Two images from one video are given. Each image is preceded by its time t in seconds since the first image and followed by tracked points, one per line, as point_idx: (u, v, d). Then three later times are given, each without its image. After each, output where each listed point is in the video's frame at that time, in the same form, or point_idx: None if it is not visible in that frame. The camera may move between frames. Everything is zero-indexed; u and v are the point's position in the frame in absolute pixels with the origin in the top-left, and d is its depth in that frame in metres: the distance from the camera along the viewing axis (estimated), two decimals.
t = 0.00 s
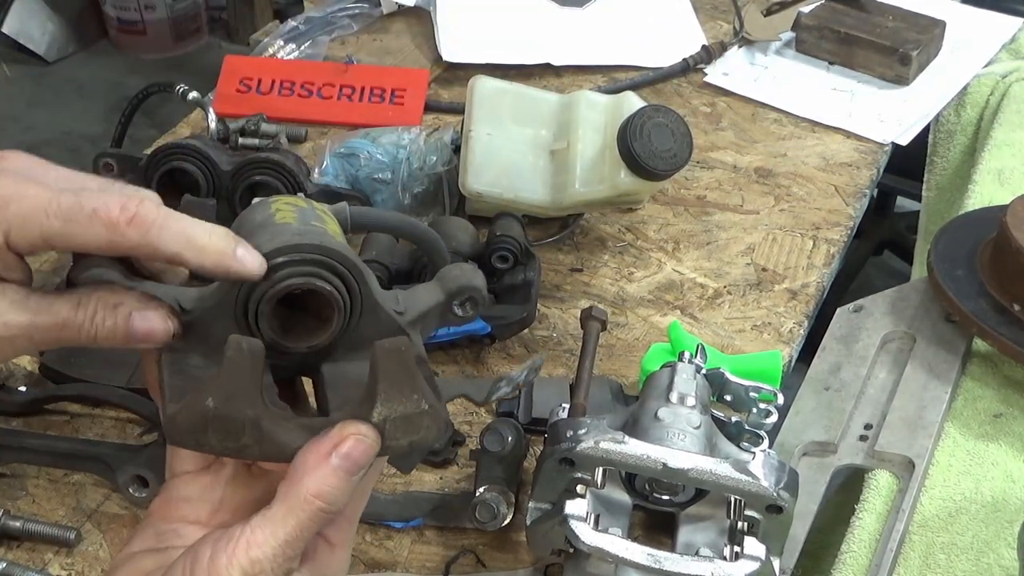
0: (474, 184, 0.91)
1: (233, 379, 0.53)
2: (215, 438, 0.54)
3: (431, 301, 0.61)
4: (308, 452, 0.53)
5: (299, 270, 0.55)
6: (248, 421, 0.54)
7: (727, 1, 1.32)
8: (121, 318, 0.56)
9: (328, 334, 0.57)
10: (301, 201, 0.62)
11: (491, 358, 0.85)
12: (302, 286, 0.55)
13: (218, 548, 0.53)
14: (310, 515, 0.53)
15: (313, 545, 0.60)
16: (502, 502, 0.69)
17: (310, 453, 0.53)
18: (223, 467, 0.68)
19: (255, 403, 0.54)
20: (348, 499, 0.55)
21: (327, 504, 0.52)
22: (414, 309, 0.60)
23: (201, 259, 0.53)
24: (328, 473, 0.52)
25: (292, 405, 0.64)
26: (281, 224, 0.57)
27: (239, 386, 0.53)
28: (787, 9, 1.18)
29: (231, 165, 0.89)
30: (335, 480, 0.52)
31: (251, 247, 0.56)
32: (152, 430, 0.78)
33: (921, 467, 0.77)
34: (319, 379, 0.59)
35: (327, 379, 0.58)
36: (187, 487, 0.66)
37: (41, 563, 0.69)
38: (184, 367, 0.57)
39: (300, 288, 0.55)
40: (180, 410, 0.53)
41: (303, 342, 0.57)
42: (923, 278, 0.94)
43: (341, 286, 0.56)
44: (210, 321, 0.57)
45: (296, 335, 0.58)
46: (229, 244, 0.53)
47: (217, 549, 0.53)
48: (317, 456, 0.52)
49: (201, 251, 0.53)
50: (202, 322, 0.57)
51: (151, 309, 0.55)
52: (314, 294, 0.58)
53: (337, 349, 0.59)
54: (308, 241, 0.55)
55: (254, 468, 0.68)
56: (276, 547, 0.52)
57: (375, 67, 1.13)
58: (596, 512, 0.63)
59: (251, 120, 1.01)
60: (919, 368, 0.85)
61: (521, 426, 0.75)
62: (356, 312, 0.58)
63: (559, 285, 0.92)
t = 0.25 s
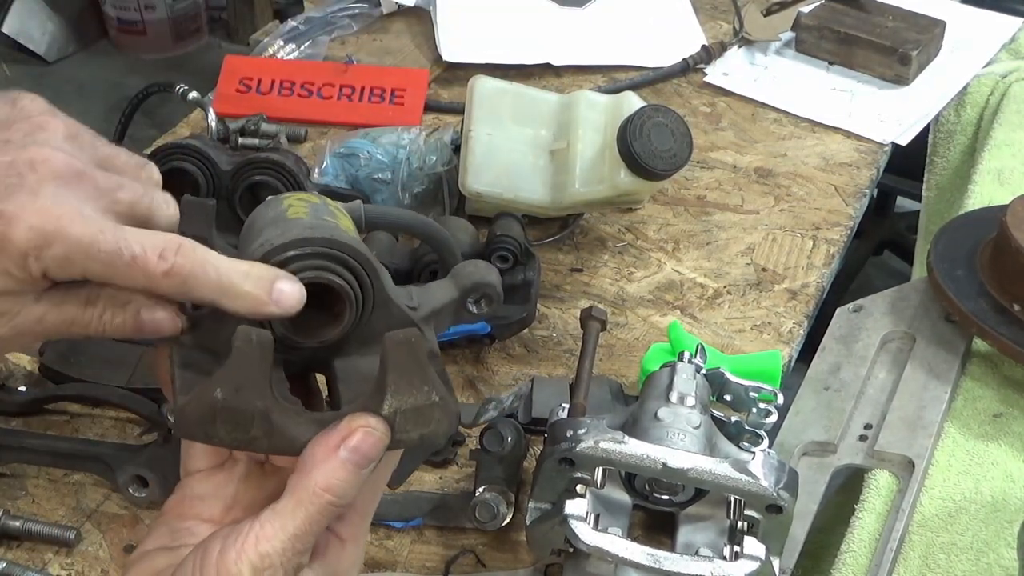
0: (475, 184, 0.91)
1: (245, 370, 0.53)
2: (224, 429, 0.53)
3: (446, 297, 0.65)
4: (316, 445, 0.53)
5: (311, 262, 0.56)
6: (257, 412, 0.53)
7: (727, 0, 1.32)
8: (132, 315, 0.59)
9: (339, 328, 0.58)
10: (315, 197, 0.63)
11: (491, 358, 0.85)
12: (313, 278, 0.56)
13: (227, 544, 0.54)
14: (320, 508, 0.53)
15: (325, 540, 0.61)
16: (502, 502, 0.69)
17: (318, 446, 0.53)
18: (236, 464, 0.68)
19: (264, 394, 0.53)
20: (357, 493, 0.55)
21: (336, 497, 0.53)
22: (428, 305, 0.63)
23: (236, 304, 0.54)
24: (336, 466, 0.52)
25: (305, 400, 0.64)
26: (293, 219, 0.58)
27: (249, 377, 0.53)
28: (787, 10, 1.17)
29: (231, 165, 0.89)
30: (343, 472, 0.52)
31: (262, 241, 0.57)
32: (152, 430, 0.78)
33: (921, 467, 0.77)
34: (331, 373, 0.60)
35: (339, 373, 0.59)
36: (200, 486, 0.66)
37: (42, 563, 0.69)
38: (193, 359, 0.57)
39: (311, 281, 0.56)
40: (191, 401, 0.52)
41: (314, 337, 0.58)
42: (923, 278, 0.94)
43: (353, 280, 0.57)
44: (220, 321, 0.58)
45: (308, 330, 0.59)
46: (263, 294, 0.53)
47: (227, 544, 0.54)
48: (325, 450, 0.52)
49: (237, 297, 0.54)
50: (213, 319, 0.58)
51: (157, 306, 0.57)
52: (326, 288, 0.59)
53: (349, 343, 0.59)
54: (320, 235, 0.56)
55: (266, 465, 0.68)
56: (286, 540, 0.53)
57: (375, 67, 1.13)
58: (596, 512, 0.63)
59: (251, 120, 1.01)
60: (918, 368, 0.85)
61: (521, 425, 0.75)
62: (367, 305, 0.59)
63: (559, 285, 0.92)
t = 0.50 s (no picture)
0: (474, 184, 0.91)
1: (233, 349, 0.52)
2: (211, 406, 0.52)
3: (444, 291, 0.64)
4: (303, 425, 0.53)
5: (304, 251, 0.55)
6: (244, 390, 0.52)
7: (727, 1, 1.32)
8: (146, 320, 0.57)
9: (334, 317, 0.58)
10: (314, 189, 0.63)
11: (491, 358, 0.85)
12: (307, 266, 0.55)
13: (215, 526, 0.53)
14: (308, 488, 0.53)
15: (316, 527, 0.61)
16: (502, 502, 0.69)
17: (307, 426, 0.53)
18: (234, 454, 0.68)
19: (252, 372, 0.53)
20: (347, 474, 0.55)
21: (325, 476, 0.53)
22: (424, 298, 0.63)
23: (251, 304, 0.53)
24: (323, 444, 0.52)
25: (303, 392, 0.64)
26: (291, 207, 0.58)
27: (237, 353, 0.53)
28: (787, 10, 1.18)
29: (231, 165, 0.89)
30: (330, 451, 0.52)
31: (258, 229, 0.57)
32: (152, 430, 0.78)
33: (921, 467, 0.77)
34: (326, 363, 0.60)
35: (333, 362, 0.59)
36: (200, 476, 0.66)
37: (42, 563, 0.69)
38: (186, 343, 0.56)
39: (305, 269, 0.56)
40: (178, 378, 0.51)
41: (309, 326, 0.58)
42: (923, 278, 0.94)
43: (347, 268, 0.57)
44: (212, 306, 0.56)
45: (305, 317, 0.59)
46: (280, 294, 0.53)
47: (214, 526, 0.53)
48: (313, 429, 0.52)
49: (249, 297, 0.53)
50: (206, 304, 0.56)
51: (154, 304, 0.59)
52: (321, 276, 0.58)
53: (344, 332, 0.59)
54: (314, 222, 0.56)
55: (262, 456, 0.68)
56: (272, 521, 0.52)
57: (375, 67, 1.13)
58: (596, 512, 0.63)
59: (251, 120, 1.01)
60: (918, 368, 0.85)
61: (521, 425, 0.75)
62: (363, 296, 0.58)
63: (559, 285, 0.92)
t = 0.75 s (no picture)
0: (474, 184, 0.91)
1: (219, 339, 0.49)
2: (198, 398, 0.49)
3: (444, 283, 0.61)
4: (288, 415, 0.51)
5: (294, 242, 0.54)
6: (230, 380, 0.49)
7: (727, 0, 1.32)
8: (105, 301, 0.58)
9: (326, 309, 0.56)
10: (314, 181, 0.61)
11: (491, 358, 0.85)
12: (299, 256, 0.54)
13: (204, 519, 0.52)
14: (295, 482, 0.51)
15: (309, 523, 0.60)
16: (502, 503, 0.69)
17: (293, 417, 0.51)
18: (231, 451, 0.68)
19: (237, 361, 0.50)
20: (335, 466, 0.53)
21: (312, 469, 0.51)
22: (422, 290, 0.60)
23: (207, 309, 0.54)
24: (309, 437, 0.50)
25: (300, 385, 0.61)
26: (285, 198, 0.56)
27: (222, 344, 0.50)
28: (787, 10, 1.16)
29: (231, 165, 0.89)
30: (317, 444, 0.50)
31: (251, 218, 0.55)
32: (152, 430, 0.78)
33: (921, 467, 0.77)
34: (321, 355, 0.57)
35: (327, 354, 0.56)
36: (196, 472, 0.66)
37: (41, 563, 0.69)
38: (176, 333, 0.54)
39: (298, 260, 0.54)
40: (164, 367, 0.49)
41: (303, 317, 0.56)
42: (923, 278, 0.94)
43: (340, 259, 0.55)
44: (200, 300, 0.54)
45: (298, 309, 0.57)
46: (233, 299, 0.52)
47: (203, 520, 0.53)
48: (300, 420, 0.50)
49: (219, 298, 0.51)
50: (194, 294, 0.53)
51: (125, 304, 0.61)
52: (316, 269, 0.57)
53: (338, 325, 0.57)
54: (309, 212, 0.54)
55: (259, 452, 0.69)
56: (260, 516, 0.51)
57: (375, 67, 1.13)
58: (596, 512, 0.63)
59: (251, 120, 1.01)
60: (918, 368, 0.85)
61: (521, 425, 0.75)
62: (357, 289, 0.56)
63: (559, 285, 0.92)
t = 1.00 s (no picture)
0: (475, 184, 0.91)
1: (233, 330, 0.51)
2: (212, 389, 0.50)
3: (457, 278, 0.62)
4: (307, 413, 0.50)
5: (309, 234, 0.54)
6: (244, 371, 0.50)
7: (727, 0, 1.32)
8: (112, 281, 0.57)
9: (339, 302, 0.56)
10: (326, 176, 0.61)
11: (491, 358, 0.85)
12: (314, 249, 0.54)
13: (216, 510, 0.52)
14: (308, 474, 0.51)
15: (321, 515, 0.60)
16: (502, 502, 0.69)
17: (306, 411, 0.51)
18: (242, 442, 0.69)
19: (251, 353, 0.51)
20: (347, 459, 0.53)
21: (324, 462, 0.51)
22: (435, 284, 0.61)
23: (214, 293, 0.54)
24: (321, 431, 0.50)
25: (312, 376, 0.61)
26: (300, 191, 0.56)
27: (237, 334, 0.50)
28: (787, 10, 1.16)
29: (231, 165, 0.89)
30: (330, 436, 0.50)
31: (266, 211, 0.55)
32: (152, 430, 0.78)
33: (921, 467, 0.77)
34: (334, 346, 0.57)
35: (340, 347, 0.56)
36: (207, 463, 0.67)
37: (41, 563, 0.69)
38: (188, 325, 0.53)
39: (313, 252, 0.55)
40: (177, 357, 0.49)
41: (316, 309, 0.56)
42: (923, 278, 0.94)
43: (355, 252, 0.55)
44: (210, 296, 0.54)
45: (310, 301, 0.57)
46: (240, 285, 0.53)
47: (215, 511, 0.52)
48: (312, 413, 0.50)
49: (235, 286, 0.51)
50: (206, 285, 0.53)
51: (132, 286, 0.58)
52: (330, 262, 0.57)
53: (352, 317, 0.57)
54: (323, 206, 0.55)
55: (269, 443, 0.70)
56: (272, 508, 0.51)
57: (375, 67, 1.13)
58: (596, 512, 0.63)
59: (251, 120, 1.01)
60: (918, 368, 0.85)
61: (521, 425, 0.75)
62: (371, 282, 0.56)
63: (559, 285, 0.92)
